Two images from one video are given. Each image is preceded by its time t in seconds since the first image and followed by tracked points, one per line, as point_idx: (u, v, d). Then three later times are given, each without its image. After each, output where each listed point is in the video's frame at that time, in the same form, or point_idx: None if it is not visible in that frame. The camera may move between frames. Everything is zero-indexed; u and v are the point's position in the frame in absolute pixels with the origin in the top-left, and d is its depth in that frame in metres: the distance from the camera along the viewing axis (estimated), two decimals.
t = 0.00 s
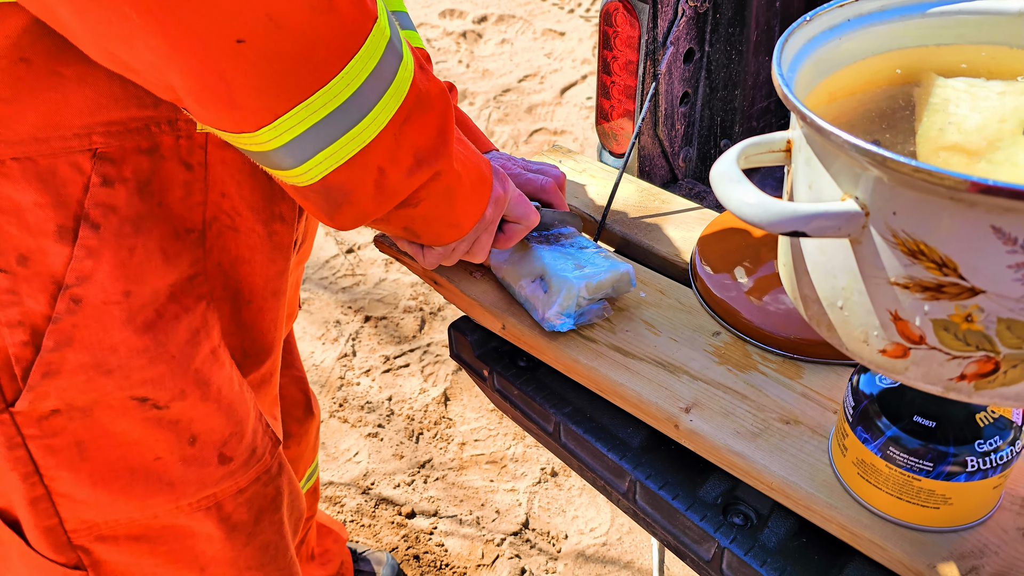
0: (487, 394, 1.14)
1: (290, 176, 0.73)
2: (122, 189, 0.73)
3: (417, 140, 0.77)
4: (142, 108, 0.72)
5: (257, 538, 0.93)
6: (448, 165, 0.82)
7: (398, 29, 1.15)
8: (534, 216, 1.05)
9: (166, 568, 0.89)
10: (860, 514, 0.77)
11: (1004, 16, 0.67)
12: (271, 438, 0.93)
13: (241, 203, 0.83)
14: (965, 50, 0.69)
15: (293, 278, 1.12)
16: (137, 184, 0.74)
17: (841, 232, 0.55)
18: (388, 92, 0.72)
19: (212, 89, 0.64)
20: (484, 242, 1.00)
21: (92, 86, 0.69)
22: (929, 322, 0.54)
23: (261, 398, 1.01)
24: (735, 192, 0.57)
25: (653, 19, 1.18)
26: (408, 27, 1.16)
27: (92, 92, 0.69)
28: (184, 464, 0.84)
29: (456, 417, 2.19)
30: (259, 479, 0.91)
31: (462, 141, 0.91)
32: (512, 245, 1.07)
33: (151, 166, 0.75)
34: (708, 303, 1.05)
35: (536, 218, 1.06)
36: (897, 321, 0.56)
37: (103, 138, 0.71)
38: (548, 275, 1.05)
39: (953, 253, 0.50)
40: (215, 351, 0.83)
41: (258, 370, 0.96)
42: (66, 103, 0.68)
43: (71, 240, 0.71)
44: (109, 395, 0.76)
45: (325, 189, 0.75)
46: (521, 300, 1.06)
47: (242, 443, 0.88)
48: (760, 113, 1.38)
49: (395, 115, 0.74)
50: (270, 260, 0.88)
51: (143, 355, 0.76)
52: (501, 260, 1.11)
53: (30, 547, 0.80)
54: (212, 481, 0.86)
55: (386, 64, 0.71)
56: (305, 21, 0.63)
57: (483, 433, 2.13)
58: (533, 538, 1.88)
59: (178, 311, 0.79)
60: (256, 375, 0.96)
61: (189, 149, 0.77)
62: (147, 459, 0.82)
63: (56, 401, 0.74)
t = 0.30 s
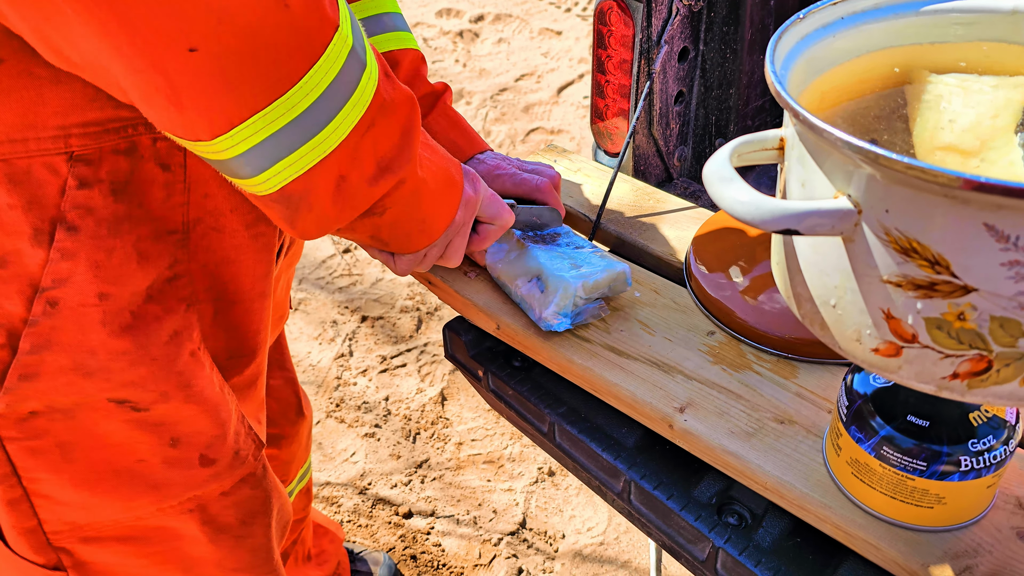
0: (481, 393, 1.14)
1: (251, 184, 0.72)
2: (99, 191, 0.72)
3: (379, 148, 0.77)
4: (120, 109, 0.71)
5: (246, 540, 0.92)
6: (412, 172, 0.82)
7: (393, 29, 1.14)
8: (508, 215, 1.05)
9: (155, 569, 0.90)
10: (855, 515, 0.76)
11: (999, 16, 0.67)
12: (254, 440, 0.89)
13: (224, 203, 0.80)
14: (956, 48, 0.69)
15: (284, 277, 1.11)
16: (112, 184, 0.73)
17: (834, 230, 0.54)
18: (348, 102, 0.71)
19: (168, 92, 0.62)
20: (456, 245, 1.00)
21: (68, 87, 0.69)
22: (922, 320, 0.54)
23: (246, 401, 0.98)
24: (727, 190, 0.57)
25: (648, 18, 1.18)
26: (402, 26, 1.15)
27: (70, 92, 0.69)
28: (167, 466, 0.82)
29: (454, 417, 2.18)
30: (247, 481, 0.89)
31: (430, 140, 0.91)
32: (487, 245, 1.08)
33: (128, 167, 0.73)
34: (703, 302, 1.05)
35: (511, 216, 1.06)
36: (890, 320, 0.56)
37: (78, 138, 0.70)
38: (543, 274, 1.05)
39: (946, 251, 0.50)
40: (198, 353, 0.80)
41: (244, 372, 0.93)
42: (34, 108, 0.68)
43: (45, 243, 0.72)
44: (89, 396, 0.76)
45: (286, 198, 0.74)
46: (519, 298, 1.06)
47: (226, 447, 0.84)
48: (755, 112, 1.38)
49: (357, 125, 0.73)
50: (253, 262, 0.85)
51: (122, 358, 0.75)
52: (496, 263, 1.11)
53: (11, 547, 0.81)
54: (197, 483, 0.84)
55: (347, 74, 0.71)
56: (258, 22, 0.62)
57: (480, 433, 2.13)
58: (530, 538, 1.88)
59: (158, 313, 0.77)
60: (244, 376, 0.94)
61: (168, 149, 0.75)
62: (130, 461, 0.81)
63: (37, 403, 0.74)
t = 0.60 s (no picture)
0: (479, 391, 1.13)
1: (213, 180, 0.72)
2: (71, 193, 0.72)
3: (348, 136, 0.76)
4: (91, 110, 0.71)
5: (231, 541, 0.90)
6: (386, 160, 0.82)
7: (389, 26, 1.14)
8: (487, 203, 1.06)
9: (140, 569, 0.87)
10: (854, 513, 0.76)
11: (995, 12, 0.66)
12: (241, 441, 0.88)
13: (204, 205, 0.81)
14: (957, 46, 0.69)
15: (280, 276, 1.12)
16: (86, 186, 0.72)
17: (830, 229, 0.54)
18: (310, 91, 0.71)
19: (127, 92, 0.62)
20: (434, 232, 1.01)
21: (37, 89, 0.68)
22: (919, 318, 0.54)
23: (233, 403, 0.95)
24: (722, 188, 0.56)
25: (646, 17, 1.17)
26: (398, 24, 1.15)
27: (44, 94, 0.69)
28: (150, 468, 0.81)
29: (453, 415, 2.18)
30: (232, 483, 0.88)
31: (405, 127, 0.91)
32: (465, 235, 1.08)
33: (102, 168, 0.73)
34: (701, 300, 1.04)
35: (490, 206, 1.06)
36: (888, 318, 0.55)
37: (48, 141, 0.70)
38: (536, 273, 1.04)
39: (942, 249, 0.50)
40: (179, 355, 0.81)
41: (232, 373, 0.91)
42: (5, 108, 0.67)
43: (17, 246, 0.70)
44: (66, 399, 0.75)
45: (251, 193, 0.74)
46: (512, 298, 1.06)
47: (211, 447, 0.84)
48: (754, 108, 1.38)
49: (321, 113, 0.73)
50: (235, 261, 0.85)
51: (98, 360, 0.75)
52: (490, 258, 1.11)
53: None
54: (180, 485, 0.83)
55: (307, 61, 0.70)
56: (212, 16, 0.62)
57: (479, 431, 2.13)
58: (529, 536, 1.87)
59: (137, 314, 0.77)
60: (230, 378, 0.92)
61: (143, 150, 0.75)
62: (109, 463, 0.79)
63: (13, 405, 0.73)
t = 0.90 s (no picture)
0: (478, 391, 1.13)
1: (223, 190, 0.72)
2: (53, 194, 0.71)
3: (359, 157, 0.76)
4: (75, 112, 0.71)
5: (218, 543, 0.89)
6: (394, 184, 0.81)
7: (388, 28, 1.14)
8: (498, 218, 1.05)
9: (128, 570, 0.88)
10: (852, 513, 0.76)
11: (995, 13, 0.66)
12: (230, 443, 0.88)
13: (191, 208, 0.80)
14: (955, 46, 0.68)
15: (274, 276, 1.12)
16: (68, 188, 0.72)
17: (828, 230, 0.54)
18: (322, 106, 0.71)
19: (140, 101, 0.62)
20: (446, 253, 1.00)
21: (33, 92, 0.69)
22: (917, 319, 0.54)
23: (224, 403, 0.94)
24: (722, 189, 0.56)
25: (644, 17, 1.18)
26: (396, 25, 1.15)
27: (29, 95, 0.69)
28: (138, 470, 0.81)
29: (452, 414, 2.18)
30: (220, 485, 0.88)
31: (416, 151, 0.91)
32: (476, 250, 1.08)
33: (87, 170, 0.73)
34: (700, 301, 1.04)
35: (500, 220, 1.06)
36: (885, 319, 0.55)
37: (31, 142, 0.70)
38: (548, 273, 1.05)
39: (940, 251, 0.50)
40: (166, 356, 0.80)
41: (221, 375, 0.91)
42: None
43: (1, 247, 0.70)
44: (51, 401, 0.75)
45: (260, 205, 0.73)
46: (522, 297, 1.06)
47: (198, 449, 0.84)
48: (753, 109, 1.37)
49: (333, 128, 0.72)
50: (223, 265, 0.84)
51: (82, 363, 0.75)
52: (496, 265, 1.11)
53: None
54: (168, 486, 0.83)
55: (320, 78, 0.70)
56: (227, 34, 0.62)
57: (479, 430, 2.13)
58: (529, 535, 1.88)
59: (124, 316, 0.77)
60: (221, 378, 0.91)
61: (130, 151, 0.75)
62: (97, 464, 0.79)
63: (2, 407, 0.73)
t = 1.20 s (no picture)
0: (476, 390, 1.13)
1: (200, 201, 0.71)
2: (37, 199, 0.70)
3: (337, 158, 0.76)
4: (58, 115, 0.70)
5: (205, 547, 0.89)
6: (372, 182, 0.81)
7: (385, 26, 1.14)
8: (480, 215, 1.06)
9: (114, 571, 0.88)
10: (850, 513, 0.76)
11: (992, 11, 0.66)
12: (218, 446, 0.89)
13: (175, 209, 0.80)
14: (955, 45, 0.68)
15: (265, 277, 1.12)
16: (52, 192, 0.71)
17: (826, 229, 0.54)
18: (298, 110, 0.70)
19: (115, 111, 0.62)
20: (430, 250, 1.00)
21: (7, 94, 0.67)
22: (914, 319, 0.53)
23: (216, 405, 0.94)
24: (718, 188, 0.56)
25: (643, 14, 1.17)
26: (394, 23, 1.15)
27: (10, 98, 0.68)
28: (121, 473, 0.81)
29: (451, 413, 2.18)
30: (207, 488, 0.88)
31: (393, 148, 0.91)
32: (461, 248, 1.09)
33: (71, 172, 0.72)
34: (697, 299, 1.04)
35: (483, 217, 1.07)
36: (883, 318, 0.55)
37: (13, 146, 0.68)
38: (541, 272, 1.05)
39: (937, 250, 0.50)
40: (152, 360, 0.80)
41: (213, 377, 0.92)
42: None
43: None
44: (34, 405, 0.75)
45: (236, 213, 0.74)
46: (516, 297, 1.06)
47: (184, 452, 0.84)
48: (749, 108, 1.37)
49: (309, 133, 0.72)
50: (211, 265, 0.84)
51: (64, 367, 0.74)
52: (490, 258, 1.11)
53: None
54: (152, 490, 0.83)
55: (295, 84, 0.70)
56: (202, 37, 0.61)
57: (478, 429, 2.13)
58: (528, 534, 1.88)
59: (109, 319, 0.77)
60: (213, 379, 0.92)
61: (112, 155, 0.74)
62: (80, 468, 0.79)
63: None
